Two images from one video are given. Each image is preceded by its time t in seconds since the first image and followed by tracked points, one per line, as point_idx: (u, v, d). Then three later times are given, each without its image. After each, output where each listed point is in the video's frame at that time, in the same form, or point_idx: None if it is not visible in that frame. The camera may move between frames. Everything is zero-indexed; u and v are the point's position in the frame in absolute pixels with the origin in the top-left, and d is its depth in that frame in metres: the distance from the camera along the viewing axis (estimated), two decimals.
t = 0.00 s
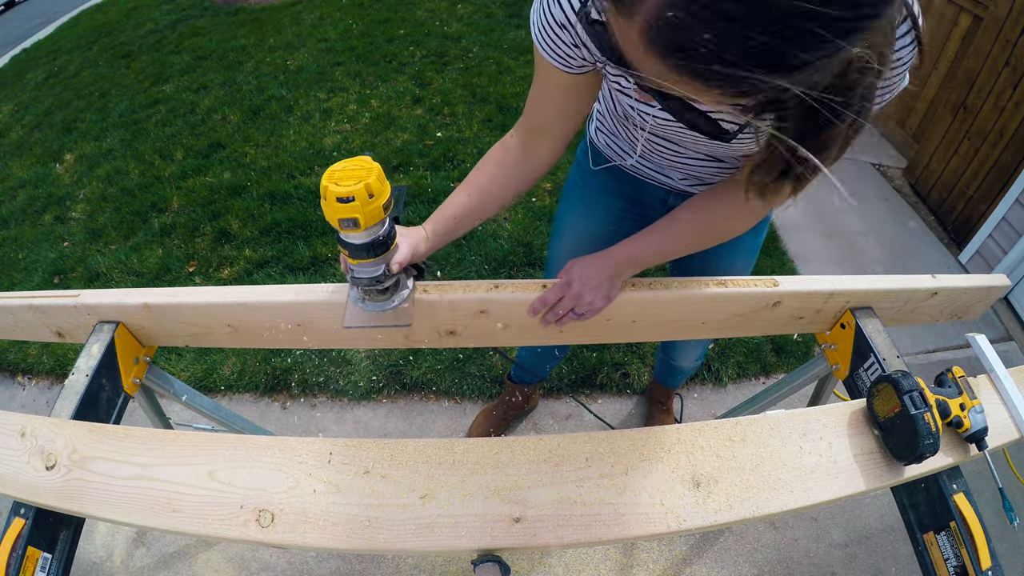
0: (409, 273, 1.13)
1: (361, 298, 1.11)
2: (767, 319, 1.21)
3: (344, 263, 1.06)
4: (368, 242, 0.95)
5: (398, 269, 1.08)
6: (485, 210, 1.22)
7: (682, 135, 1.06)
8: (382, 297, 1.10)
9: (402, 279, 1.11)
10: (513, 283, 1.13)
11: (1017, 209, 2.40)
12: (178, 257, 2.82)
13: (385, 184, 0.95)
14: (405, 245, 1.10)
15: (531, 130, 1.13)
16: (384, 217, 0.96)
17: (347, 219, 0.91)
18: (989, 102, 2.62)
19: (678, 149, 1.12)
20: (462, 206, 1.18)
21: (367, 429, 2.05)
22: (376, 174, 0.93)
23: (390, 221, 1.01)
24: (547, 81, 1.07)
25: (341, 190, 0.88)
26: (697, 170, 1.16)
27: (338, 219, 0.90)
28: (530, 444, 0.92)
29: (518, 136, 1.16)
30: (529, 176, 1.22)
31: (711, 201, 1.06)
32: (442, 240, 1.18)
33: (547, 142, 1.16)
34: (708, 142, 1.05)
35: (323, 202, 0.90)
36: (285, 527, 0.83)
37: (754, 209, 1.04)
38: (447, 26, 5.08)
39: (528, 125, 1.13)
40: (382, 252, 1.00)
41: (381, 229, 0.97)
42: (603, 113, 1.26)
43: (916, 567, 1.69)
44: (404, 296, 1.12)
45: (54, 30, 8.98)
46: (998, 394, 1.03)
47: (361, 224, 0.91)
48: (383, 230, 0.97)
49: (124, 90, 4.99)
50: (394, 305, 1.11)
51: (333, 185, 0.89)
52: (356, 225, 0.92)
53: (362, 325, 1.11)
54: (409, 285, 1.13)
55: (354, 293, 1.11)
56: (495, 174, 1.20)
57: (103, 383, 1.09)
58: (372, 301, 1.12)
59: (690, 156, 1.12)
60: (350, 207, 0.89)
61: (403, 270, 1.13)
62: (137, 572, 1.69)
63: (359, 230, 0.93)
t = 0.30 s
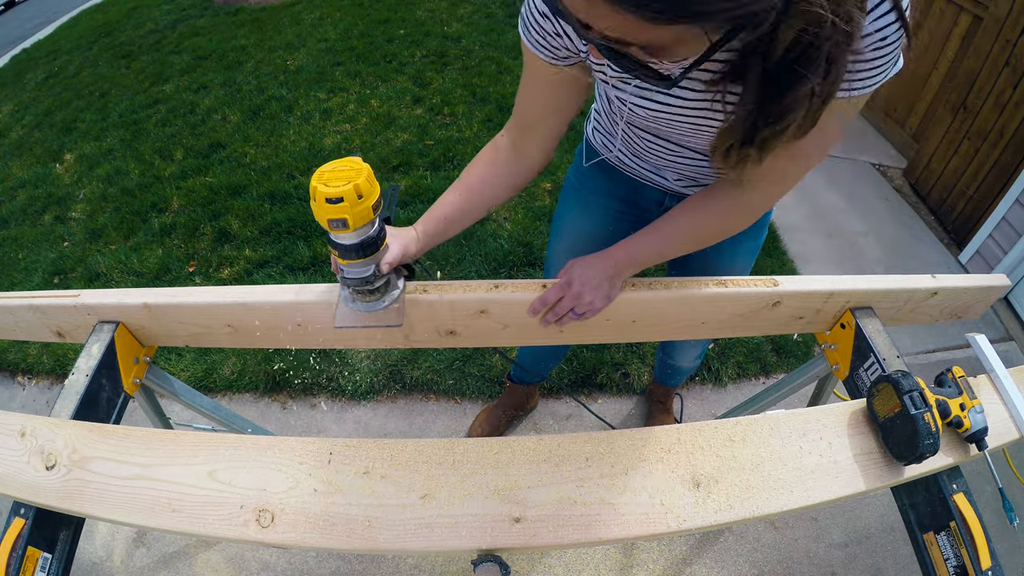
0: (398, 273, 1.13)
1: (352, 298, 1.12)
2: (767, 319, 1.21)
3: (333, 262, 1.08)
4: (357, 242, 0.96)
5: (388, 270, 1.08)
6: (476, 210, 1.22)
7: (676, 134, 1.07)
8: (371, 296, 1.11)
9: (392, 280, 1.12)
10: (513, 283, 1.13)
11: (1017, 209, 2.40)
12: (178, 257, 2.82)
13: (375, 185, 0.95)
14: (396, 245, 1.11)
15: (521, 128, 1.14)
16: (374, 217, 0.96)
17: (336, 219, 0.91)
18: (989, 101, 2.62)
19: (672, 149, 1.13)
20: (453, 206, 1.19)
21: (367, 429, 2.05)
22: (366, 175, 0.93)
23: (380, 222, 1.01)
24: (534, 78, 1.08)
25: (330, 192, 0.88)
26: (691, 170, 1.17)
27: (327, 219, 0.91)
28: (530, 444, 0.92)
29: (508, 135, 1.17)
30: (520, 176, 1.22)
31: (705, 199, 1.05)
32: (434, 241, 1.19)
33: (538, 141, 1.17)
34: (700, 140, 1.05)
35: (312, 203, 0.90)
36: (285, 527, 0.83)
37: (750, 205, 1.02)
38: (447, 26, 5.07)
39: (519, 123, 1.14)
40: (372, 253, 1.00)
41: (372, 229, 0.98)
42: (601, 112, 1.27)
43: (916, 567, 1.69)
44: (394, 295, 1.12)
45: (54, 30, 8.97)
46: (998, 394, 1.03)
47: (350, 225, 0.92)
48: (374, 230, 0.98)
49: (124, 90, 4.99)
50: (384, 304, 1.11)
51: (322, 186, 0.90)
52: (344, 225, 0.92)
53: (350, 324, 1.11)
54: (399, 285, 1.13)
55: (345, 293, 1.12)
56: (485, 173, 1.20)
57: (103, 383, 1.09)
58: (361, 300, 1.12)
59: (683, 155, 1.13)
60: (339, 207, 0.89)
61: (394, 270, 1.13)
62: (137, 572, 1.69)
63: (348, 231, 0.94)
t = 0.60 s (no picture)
0: (388, 274, 1.13)
1: (343, 299, 1.11)
2: (766, 319, 1.21)
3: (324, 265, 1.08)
4: (347, 243, 0.97)
5: (378, 271, 1.08)
6: (468, 211, 1.22)
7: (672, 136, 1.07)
8: (363, 297, 1.10)
9: (382, 281, 1.12)
10: (513, 283, 1.13)
11: (1017, 209, 2.40)
12: (178, 257, 2.82)
13: (364, 186, 0.95)
14: (386, 246, 1.11)
15: (516, 131, 1.14)
16: (363, 219, 0.97)
17: (327, 222, 0.91)
18: (989, 102, 2.62)
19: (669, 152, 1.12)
20: (444, 207, 1.19)
21: (367, 429, 2.05)
22: (355, 177, 0.93)
23: (370, 223, 1.02)
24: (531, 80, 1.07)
25: (318, 194, 0.88)
26: (690, 172, 1.16)
27: (316, 221, 0.91)
28: (530, 444, 0.92)
29: (503, 137, 1.17)
30: (513, 178, 1.22)
31: (711, 206, 1.04)
32: (425, 241, 1.19)
33: (531, 144, 1.16)
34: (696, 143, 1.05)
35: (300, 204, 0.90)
36: (284, 527, 0.83)
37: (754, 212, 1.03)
38: (447, 26, 5.07)
39: (514, 127, 1.14)
40: (362, 254, 1.01)
41: (361, 230, 0.98)
42: (598, 114, 1.27)
43: (916, 567, 1.69)
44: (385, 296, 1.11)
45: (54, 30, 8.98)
46: (998, 394, 1.04)
47: (340, 226, 0.92)
48: (363, 232, 0.99)
49: (124, 90, 4.99)
50: (374, 305, 1.10)
51: (310, 188, 0.89)
52: (334, 228, 0.92)
53: (340, 324, 1.10)
54: (390, 285, 1.13)
55: (336, 294, 1.11)
56: (478, 176, 1.20)
57: (103, 383, 1.09)
58: (353, 302, 1.11)
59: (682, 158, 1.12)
60: (328, 210, 0.89)
61: (385, 271, 1.13)
62: (136, 572, 1.69)
63: (337, 232, 0.94)
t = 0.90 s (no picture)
0: (378, 274, 1.14)
1: (333, 299, 1.13)
2: (766, 319, 1.21)
3: (313, 265, 1.10)
4: (334, 243, 0.97)
5: (367, 271, 1.10)
6: (460, 213, 1.23)
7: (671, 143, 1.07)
8: (354, 297, 1.12)
9: (372, 281, 1.13)
10: (513, 283, 1.13)
11: (1017, 209, 2.40)
12: (178, 257, 2.82)
13: (352, 186, 0.95)
14: (374, 247, 1.13)
15: (506, 135, 1.14)
16: (350, 219, 0.97)
17: (313, 222, 0.91)
18: (989, 102, 2.62)
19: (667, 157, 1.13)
20: (435, 208, 1.19)
21: (367, 429, 2.05)
22: (343, 177, 0.93)
23: (358, 223, 1.02)
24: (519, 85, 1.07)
25: (305, 194, 0.88)
26: (687, 176, 1.17)
27: (303, 221, 0.91)
28: (530, 443, 0.92)
29: (494, 140, 1.17)
30: (505, 180, 1.22)
31: (710, 209, 1.02)
32: (417, 242, 1.20)
33: (521, 148, 1.17)
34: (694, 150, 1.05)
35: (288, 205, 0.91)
36: (284, 527, 0.83)
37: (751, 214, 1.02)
38: (447, 26, 5.07)
39: (504, 131, 1.14)
40: (350, 254, 1.02)
41: (349, 230, 0.98)
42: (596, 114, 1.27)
43: (916, 567, 1.69)
44: (373, 296, 1.12)
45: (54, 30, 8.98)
46: (998, 393, 1.04)
47: (327, 227, 0.92)
48: (350, 232, 0.99)
49: (124, 90, 4.99)
50: (364, 305, 1.11)
51: (298, 189, 0.89)
52: (322, 228, 0.92)
53: (333, 325, 1.11)
54: (380, 284, 1.14)
55: (326, 293, 1.13)
56: (469, 178, 1.20)
57: (103, 383, 1.09)
58: (343, 301, 1.13)
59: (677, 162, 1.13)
60: (315, 210, 0.89)
61: (375, 271, 1.14)
62: (137, 572, 1.69)
63: (325, 232, 0.94)
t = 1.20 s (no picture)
0: (371, 273, 1.14)
1: (325, 298, 1.12)
2: (766, 319, 1.21)
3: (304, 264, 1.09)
4: (326, 243, 0.97)
5: (358, 271, 1.08)
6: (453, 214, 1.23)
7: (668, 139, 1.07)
8: (345, 296, 1.12)
9: (364, 280, 1.12)
10: (513, 283, 1.13)
11: (1017, 209, 2.40)
12: (178, 257, 2.82)
13: (342, 185, 0.96)
14: (367, 246, 1.11)
15: (499, 134, 1.15)
16: (342, 219, 0.97)
17: (304, 221, 0.91)
18: (989, 102, 2.62)
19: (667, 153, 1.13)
20: (427, 209, 1.19)
21: (367, 429, 2.05)
22: (334, 176, 0.94)
23: (349, 222, 1.02)
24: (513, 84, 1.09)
25: (296, 194, 0.88)
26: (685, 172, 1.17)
27: (295, 221, 0.91)
28: (530, 443, 0.92)
29: (487, 140, 1.18)
30: (500, 179, 1.22)
31: (709, 206, 1.04)
32: (409, 242, 1.19)
33: (513, 148, 1.17)
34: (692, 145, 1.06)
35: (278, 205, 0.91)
36: (285, 527, 0.83)
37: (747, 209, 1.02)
38: (447, 26, 5.07)
39: (497, 130, 1.15)
40: (342, 254, 1.01)
41: (340, 230, 0.98)
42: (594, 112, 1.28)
43: (916, 567, 1.69)
44: (365, 296, 1.12)
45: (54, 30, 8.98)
46: (998, 393, 1.04)
47: (318, 226, 0.92)
48: (342, 231, 0.99)
49: (124, 90, 4.99)
50: (357, 305, 1.11)
51: (288, 188, 0.90)
52: (312, 227, 0.92)
53: (326, 325, 1.11)
54: (372, 283, 1.13)
55: (319, 293, 1.12)
56: (462, 177, 1.20)
57: (103, 383, 1.09)
58: (335, 301, 1.12)
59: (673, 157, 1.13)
60: (305, 210, 0.89)
61: (367, 271, 1.14)
62: (137, 572, 1.69)
63: (315, 232, 0.94)
